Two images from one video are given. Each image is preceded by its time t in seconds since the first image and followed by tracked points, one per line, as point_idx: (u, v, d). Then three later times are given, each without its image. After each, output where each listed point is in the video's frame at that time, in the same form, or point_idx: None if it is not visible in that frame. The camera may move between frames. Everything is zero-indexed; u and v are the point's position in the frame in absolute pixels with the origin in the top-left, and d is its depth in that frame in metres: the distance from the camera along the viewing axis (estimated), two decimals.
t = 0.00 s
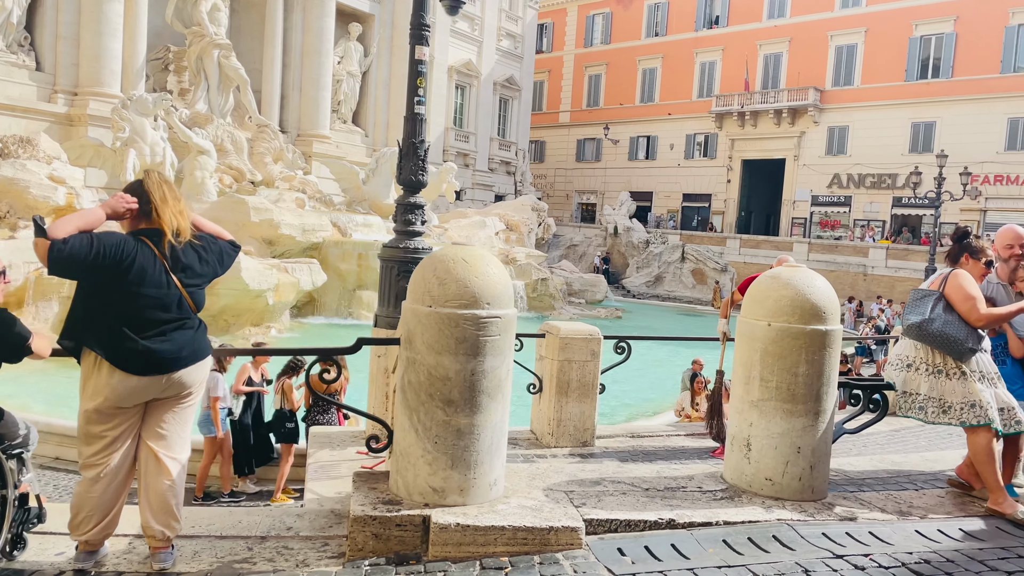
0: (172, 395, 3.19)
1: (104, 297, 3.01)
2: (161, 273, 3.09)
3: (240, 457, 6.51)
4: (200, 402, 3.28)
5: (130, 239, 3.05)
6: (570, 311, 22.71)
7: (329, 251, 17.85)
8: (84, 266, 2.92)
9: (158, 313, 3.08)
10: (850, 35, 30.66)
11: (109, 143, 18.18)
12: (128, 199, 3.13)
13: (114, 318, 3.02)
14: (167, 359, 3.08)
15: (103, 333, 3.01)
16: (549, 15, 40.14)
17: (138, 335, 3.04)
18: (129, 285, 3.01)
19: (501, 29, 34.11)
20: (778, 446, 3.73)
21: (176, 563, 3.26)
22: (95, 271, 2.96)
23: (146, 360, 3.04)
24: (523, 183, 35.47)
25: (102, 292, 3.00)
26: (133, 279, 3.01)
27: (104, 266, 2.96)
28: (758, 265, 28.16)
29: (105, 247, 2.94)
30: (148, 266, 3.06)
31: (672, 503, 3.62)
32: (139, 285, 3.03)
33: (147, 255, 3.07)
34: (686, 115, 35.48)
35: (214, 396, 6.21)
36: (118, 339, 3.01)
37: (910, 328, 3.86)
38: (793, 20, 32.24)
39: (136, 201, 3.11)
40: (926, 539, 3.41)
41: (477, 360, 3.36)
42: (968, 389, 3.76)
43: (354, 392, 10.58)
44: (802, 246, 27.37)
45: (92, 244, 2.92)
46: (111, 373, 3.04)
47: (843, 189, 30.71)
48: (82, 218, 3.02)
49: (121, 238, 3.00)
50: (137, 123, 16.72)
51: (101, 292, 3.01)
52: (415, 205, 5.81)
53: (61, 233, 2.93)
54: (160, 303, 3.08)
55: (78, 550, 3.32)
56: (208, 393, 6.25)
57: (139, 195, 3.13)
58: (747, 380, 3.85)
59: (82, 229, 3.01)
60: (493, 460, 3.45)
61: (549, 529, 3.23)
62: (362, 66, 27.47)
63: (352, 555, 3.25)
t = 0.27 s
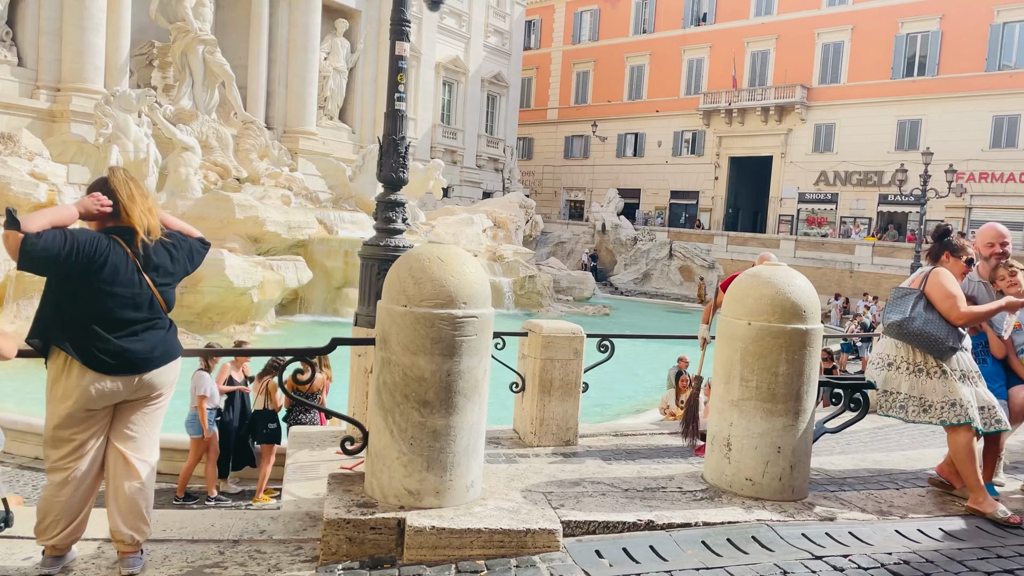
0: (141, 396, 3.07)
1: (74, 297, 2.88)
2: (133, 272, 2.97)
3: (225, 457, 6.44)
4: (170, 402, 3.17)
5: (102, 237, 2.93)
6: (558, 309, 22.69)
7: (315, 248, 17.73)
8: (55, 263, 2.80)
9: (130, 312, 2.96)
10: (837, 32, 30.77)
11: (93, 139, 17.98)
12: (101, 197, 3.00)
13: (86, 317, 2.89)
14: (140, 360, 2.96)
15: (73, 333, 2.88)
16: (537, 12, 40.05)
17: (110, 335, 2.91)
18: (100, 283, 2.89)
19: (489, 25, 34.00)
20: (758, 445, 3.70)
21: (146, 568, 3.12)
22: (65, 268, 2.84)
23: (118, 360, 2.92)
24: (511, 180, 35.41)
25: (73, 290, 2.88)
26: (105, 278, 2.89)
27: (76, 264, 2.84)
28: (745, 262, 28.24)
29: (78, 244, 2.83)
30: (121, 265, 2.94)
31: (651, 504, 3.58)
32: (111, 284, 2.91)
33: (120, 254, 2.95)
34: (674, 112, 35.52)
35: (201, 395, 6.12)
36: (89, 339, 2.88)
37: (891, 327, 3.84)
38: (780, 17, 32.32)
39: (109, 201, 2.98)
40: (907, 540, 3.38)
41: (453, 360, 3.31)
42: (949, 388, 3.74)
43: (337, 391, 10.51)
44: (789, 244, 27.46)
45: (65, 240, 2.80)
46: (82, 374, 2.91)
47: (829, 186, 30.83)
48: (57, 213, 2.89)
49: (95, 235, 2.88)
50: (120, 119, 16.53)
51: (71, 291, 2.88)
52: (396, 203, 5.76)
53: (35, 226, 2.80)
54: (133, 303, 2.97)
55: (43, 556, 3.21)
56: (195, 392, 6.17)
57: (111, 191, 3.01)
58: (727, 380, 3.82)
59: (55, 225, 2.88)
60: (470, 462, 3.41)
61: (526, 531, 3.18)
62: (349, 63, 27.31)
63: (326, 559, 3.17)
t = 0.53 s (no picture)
0: (120, 393, 2.98)
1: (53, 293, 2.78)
2: (113, 268, 2.88)
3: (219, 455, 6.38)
4: (150, 399, 3.09)
5: (82, 232, 2.83)
6: (548, 305, 22.65)
7: (303, 245, 17.60)
8: (34, 257, 2.70)
9: (111, 308, 2.87)
10: (826, 29, 30.85)
11: (79, 135, 17.81)
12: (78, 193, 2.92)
13: (65, 313, 2.79)
14: (121, 358, 2.88)
15: (53, 330, 2.78)
16: (527, 8, 39.98)
17: (91, 331, 2.82)
18: (80, 279, 2.80)
19: (479, 21, 33.89)
20: (747, 443, 3.67)
21: (125, 570, 3.03)
22: (44, 263, 2.74)
23: (99, 358, 2.83)
24: (502, 177, 35.34)
25: (51, 285, 2.78)
26: (85, 274, 2.80)
27: (56, 259, 2.75)
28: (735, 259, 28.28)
29: (60, 239, 2.73)
30: (102, 260, 2.85)
31: (639, 503, 3.54)
32: (91, 280, 2.82)
33: (101, 249, 2.86)
34: (664, 109, 35.54)
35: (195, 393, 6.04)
36: (68, 336, 2.78)
37: (880, 323, 3.81)
38: (770, 14, 32.36)
39: (87, 196, 2.91)
40: (896, 537, 3.36)
41: (438, 357, 3.26)
42: (938, 383, 3.73)
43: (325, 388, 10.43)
44: (778, 240, 27.52)
45: (46, 234, 2.70)
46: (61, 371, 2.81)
47: (819, 183, 30.92)
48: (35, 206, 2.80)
49: (75, 231, 2.79)
50: (106, 114, 16.37)
51: (51, 286, 2.79)
52: (382, 198, 5.71)
53: (15, 220, 2.69)
54: (114, 299, 2.88)
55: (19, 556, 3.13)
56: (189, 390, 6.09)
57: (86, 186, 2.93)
58: (715, 377, 3.79)
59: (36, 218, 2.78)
60: (456, 460, 3.36)
61: (512, 530, 3.14)
62: (338, 58, 27.16)
63: (308, 559, 3.11)
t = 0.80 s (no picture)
0: (110, 390, 2.94)
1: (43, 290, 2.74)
2: (104, 264, 2.84)
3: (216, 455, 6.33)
4: (140, 396, 3.05)
5: (71, 228, 2.78)
6: (543, 303, 22.61)
7: (297, 242, 17.51)
8: (25, 255, 2.66)
9: (102, 304, 2.83)
10: (820, 26, 30.86)
11: (70, 132, 17.70)
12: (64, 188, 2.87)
13: (56, 309, 2.75)
14: (112, 354, 2.84)
15: (43, 327, 2.73)
16: (521, 5, 39.89)
17: (82, 328, 2.78)
18: (70, 276, 2.76)
19: (472, 18, 33.79)
20: (744, 439, 3.65)
21: (116, 569, 2.99)
22: (35, 260, 2.69)
23: (90, 354, 2.78)
24: (496, 174, 35.27)
25: (42, 283, 2.74)
26: (76, 270, 2.76)
27: (47, 257, 2.70)
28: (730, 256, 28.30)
29: (50, 236, 2.69)
30: (93, 257, 2.81)
31: (636, 500, 3.51)
32: (81, 277, 2.78)
33: (92, 246, 2.82)
34: (658, 106, 35.53)
35: (192, 389, 6.04)
36: (59, 333, 2.74)
37: (877, 318, 3.79)
38: (765, 11, 32.35)
39: (75, 191, 2.86)
40: (894, 534, 3.35)
41: (432, 354, 3.22)
42: (935, 379, 3.71)
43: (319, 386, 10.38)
44: (773, 237, 27.55)
45: (37, 232, 2.65)
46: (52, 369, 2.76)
47: (813, 180, 30.97)
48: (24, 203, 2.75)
49: (65, 227, 2.74)
50: (98, 111, 16.25)
51: (41, 282, 2.74)
52: (376, 194, 5.67)
53: (4, 217, 2.63)
54: (105, 295, 2.84)
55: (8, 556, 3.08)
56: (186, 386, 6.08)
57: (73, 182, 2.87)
58: (712, 373, 3.77)
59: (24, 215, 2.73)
60: (451, 458, 3.33)
61: (508, 528, 3.11)
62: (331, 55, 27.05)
63: (302, 558, 3.07)
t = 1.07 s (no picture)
0: (100, 390, 2.88)
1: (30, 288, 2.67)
2: (93, 262, 2.77)
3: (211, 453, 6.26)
4: (131, 396, 2.99)
5: (59, 226, 2.72)
6: (539, 300, 22.57)
7: (292, 240, 17.44)
8: (11, 254, 2.60)
9: (92, 303, 2.77)
10: (817, 23, 30.84)
11: (64, 129, 17.60)
12: (50, 184, 2.81)
13: (43, 308, 2.69)
14: (102, 352, 2.78)
15: (29, 326, 2.68)
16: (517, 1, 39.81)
17: (70, 327, 2.72)
18: (59, 275, 2.70)
19: (468, 15, 33.69)
20: (745, 438, 3.61)
21: (108, 571, 2.93)
22: (21, 260, 2.63)
23: (78, 352, 2.73)
24: (492, 171, 35.21)
25: (29, 282, 2.68)
26: (64, 269, 2.70)
27: (35, 257, 2.65)
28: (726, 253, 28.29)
29: (38, 237, 2.63)
30: (82, 254, 2.75)
31: (636, 500, 3.47)
32: (70, 275, 2.72)
33: (81, 244, 2.75)
34: (655, 103, 35.51)
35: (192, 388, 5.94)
36: (45, 332, 2.68)
37: (880, 314, 3.75)
38: (761, 7, 32.31)
39: (62, 189, 2.80)
40: (897, 533, 3.32)
41: (430, 352, 3.17)
42: (938, 376, 3.68)
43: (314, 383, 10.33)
44: (769, 234, 27.54)
45: (25, 233, 2.60)
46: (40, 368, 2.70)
47: (810, 177, 30.97)
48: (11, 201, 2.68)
49: (52, 227, 2.68)
50: (92, 108, 16.15)
51: (28, 282, 2.69)
52: (373, 190, 5.62)
53: None
54: (94, 294, 2.77)
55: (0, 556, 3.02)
56: (185, 385, 5.98)
57: (62, 177, 2.81)
58: (713, 370, 3.72)
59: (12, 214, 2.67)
60: (449, 457, 3.28)
61: (507, 529, 3.06)
62: (327, 52, 26.95)
63: (298, 559, 3.03)
